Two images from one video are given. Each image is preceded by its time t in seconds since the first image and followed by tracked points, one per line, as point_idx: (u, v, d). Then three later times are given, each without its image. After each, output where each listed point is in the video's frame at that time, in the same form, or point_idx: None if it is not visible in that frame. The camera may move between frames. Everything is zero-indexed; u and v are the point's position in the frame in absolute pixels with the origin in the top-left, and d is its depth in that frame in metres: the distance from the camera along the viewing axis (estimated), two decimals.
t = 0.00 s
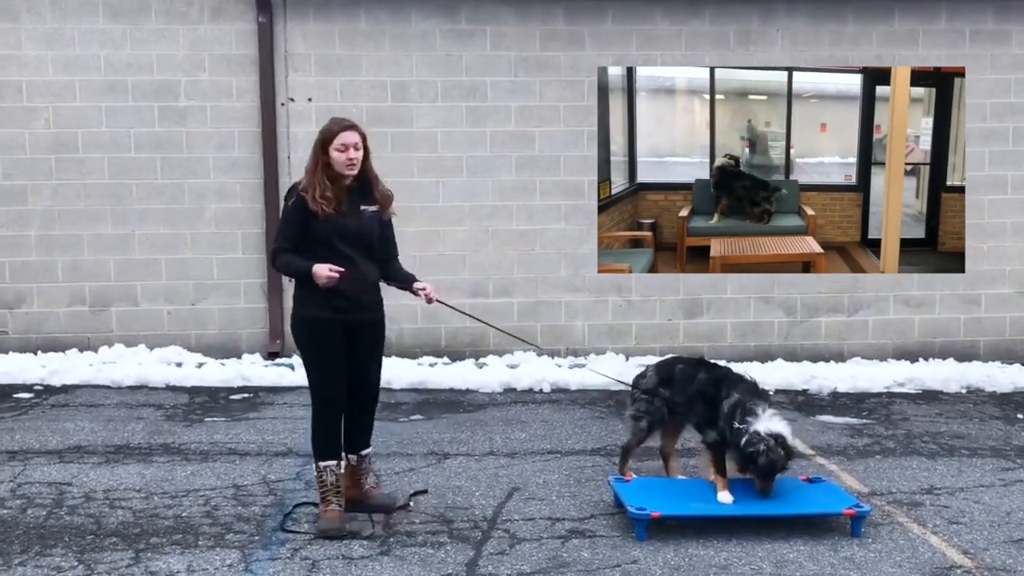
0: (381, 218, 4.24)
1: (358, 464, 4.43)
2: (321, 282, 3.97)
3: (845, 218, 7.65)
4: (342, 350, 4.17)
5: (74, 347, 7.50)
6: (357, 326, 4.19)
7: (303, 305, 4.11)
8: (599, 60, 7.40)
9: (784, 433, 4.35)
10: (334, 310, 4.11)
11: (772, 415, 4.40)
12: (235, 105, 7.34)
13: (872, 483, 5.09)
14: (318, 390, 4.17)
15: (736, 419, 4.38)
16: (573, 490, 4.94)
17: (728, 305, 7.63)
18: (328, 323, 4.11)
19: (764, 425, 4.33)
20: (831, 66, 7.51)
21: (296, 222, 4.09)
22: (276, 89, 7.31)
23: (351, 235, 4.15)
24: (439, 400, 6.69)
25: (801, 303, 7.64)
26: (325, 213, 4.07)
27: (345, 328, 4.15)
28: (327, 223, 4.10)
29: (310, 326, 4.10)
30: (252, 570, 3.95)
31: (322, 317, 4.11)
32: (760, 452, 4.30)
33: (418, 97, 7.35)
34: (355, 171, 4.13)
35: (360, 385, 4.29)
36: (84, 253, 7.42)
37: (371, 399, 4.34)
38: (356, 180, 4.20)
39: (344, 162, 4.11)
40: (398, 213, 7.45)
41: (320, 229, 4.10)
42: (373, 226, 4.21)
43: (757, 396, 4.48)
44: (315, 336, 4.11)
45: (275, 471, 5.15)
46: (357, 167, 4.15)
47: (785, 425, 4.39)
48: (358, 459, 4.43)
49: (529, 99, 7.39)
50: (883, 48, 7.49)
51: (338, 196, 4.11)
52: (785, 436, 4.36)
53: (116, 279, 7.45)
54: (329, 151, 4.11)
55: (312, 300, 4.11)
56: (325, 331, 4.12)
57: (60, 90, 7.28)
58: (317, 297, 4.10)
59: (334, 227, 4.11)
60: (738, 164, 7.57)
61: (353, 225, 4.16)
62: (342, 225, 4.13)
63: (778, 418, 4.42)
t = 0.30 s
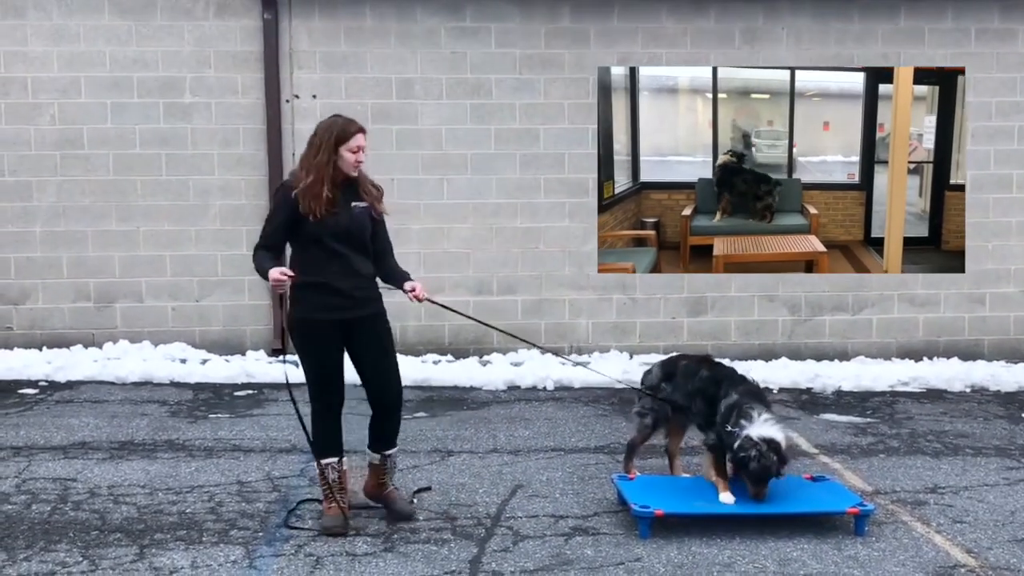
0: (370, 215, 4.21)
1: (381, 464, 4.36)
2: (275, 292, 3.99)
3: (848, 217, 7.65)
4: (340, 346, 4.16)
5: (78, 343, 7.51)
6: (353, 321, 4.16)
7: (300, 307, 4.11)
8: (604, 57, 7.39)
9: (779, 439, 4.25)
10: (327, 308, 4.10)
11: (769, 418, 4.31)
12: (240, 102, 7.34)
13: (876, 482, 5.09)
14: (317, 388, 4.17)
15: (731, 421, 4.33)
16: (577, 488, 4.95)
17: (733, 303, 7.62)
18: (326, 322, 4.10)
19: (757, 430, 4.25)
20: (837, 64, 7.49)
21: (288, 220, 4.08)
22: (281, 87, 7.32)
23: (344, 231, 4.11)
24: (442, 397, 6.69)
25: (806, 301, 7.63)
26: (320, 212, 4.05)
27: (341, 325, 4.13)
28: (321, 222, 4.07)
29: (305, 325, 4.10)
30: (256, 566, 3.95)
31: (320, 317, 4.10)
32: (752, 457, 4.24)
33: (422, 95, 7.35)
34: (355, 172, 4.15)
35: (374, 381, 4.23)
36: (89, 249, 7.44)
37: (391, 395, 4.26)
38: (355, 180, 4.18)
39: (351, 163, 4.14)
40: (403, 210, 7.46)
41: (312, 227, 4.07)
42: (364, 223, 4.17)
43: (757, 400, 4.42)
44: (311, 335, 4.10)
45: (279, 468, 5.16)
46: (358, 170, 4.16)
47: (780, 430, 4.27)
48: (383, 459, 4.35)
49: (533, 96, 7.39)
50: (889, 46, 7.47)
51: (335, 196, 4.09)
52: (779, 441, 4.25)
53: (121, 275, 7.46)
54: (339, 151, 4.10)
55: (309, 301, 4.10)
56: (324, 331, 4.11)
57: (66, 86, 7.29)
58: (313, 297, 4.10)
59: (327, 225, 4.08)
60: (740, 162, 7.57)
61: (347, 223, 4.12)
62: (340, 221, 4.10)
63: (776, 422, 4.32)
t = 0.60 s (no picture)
0: (375, 211, 4.23)
1: (418, 467, 4.19)
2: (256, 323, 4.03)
3: (853, 215, 7.67)
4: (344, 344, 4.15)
5: (80, 337, 7.51)
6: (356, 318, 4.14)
7: (304, 303, 4.10)
8: (607, 52, 7.38)
9: (768, 439, 4.21)
10: (329, 306, 4.09)
11: (760, 421, 4.29)
12: (242, 95, 7.34)
13: (878, 478, 5.08)
14: (322, 386, 4.18)
15: (723, 420, 4.31)
16: (579, 483, 4.95)
17: (735, 299, 7.61)
18: (328, 318, 4.09)
19: (748, 430, 4.23)
20: (840, 60, 7.47)
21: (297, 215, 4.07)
22: (283, 81, 7.31)
23: (350, 228, 4.12)
24: (444, 392, 6.69)
25: (807, 297, 7.62)
26: (332, 209, 4.06)
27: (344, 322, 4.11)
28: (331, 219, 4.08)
29: (309, 324, 4.09)
30: (258, 559, 3.96)
31: (323, 314, 4.09)
32: (741, 456, 4.19)
33: (424, 89, 7.35)
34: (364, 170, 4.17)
35: (377, 377, 4.20)
36: (90, 243, 7.44)
37: (398, 387, 4.21)
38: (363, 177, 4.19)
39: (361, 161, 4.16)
40: (404, 204, 7.45)
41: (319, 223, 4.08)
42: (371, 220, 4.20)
43: (747, 398, 4.40)
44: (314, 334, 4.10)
45: (281, 462, 5.16)
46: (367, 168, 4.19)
47: (770, 433, 4.25)
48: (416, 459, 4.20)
49: (536, 91, 7.38)
50: (892, 42, 7.46)
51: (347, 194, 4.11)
52: (769, 442, 4.21)
53: (122, 269, 7.46)
54: (352, 149, 4.11)
55: (312, 298, 4.10)
56: (327, 326, 4.09)
57: (68, 80, 7.29)
58: (316, 293, 4.09)
59: (335, 222, 4.09)
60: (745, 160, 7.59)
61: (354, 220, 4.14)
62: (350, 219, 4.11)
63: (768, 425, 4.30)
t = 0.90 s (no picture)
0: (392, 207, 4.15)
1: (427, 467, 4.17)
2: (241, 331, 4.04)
3: (859, 215, 7.66)
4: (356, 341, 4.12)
5: (78, 330, 7.51)
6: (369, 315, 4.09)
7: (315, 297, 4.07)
8: (607, 46, 7.38)
9: (762, 434, 4.24)
10: (343, 303, 4.05)
11: (750, 415, 4.30)
12: (241, 89, 7.33)
13: (876, 474, 5.09)
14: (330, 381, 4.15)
15: (712, 417, 4.32)
16: (577, 477, 4.95)
17: (733, 294, 7.61)
18: (339, 314, 4.04)
19: (739, 425, 4.24)
20: (839, 55, 7.47)
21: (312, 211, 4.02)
22: (282, 74, 7.30)
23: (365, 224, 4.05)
24: (442, 387, 6.70)
25: (806, 293, 7.62)
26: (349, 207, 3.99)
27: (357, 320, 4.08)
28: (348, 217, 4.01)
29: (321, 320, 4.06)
30: (256, 553, 3.96)
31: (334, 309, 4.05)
32: (736, 453, 4.20)
33: (423, 83, 7.34)
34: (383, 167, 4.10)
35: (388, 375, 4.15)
36: (89, 237, 7.43)
37: (404, 385, 4.16)
38: (381, 173, 4.12)
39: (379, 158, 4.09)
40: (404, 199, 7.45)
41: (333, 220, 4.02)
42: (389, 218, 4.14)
43: (736, 391, 4.40)
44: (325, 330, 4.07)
45: (279, 456, 5.16)
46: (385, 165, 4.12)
47: (763, 426, 4.28)
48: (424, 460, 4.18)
49: (535, 85, 7.38)
50: (892, 37, 7.45)
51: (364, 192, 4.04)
52: (763, 437, 4.23)
53: (121, 262, 7.46)
54: (370, 145, 4.05)
55: (324, 292, 4.06)
56: (337, 321, 4.06)
57: (66, 73, 7.27)
58: (328, 288, 4.05)
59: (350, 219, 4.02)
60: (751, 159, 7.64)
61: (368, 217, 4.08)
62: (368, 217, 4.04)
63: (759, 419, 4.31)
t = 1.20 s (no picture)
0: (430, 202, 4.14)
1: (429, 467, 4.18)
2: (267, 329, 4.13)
3: (865, 215, 7.90)
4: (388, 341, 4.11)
5: (75, 326, 7.50)
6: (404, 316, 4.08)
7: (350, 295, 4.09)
8: (604, 43, 7.38)
9: (768, 432, 4.26)
10: (379, 302, 4.05)
11: (754, 412, 4.30)
12: (238, 84, 7.32)
13: (872, 470, 5.10)
14: (357, 380, 4.14)
15: (716, 416, 4.30)
16: (574, 473, 4.96)
17: (729, 291, 7.62)
18: (372, 314, 4.05)
19: (746, 425, 4.23)
20: (836, 52, 7.48)
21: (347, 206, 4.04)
22: (279, 69, 7.29)
23: (401, 220, 4.05)
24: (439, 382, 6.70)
25: (802, 289, 7.63)
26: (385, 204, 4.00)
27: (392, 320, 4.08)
28: (382, 213, 4.02)
29: (354, 318, 4.08)
30: (253, 548, 3.96)
31: (366, 309, 4.06)
32: (752, 453, 4.19)
33: (420, 79, 7.33)
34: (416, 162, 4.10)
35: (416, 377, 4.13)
36: (85, 232, 7.42)
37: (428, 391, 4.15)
38: (417, 167, 4.11)
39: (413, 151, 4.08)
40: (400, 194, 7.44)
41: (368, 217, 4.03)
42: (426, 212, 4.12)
43: (734, 388, 4.38)
44: (359, 327, 4.08)
45: (276, 451, 5.17)
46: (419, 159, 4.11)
47: (769, 423, 4.30)
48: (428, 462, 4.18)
49: (532, 81, 7.37)
50: (889, 35, 7.46)
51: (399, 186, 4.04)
52: (769, 434, 4.26)
53: (117, 258, 7.45)
54: (403, 139, 4.05)
55: (359, 292, 4.07)
56: (367, 321, 4.07)
57: (63, 68, 7.26)
58: (363, 288, 4.06)
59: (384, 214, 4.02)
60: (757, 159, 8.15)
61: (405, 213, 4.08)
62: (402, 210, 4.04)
63: (762, 415, 4.32)
